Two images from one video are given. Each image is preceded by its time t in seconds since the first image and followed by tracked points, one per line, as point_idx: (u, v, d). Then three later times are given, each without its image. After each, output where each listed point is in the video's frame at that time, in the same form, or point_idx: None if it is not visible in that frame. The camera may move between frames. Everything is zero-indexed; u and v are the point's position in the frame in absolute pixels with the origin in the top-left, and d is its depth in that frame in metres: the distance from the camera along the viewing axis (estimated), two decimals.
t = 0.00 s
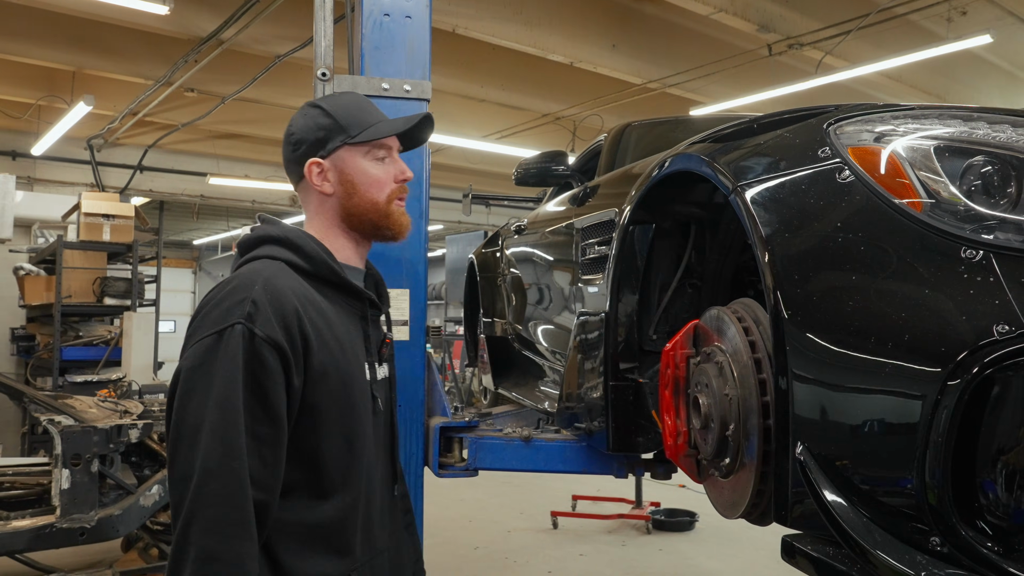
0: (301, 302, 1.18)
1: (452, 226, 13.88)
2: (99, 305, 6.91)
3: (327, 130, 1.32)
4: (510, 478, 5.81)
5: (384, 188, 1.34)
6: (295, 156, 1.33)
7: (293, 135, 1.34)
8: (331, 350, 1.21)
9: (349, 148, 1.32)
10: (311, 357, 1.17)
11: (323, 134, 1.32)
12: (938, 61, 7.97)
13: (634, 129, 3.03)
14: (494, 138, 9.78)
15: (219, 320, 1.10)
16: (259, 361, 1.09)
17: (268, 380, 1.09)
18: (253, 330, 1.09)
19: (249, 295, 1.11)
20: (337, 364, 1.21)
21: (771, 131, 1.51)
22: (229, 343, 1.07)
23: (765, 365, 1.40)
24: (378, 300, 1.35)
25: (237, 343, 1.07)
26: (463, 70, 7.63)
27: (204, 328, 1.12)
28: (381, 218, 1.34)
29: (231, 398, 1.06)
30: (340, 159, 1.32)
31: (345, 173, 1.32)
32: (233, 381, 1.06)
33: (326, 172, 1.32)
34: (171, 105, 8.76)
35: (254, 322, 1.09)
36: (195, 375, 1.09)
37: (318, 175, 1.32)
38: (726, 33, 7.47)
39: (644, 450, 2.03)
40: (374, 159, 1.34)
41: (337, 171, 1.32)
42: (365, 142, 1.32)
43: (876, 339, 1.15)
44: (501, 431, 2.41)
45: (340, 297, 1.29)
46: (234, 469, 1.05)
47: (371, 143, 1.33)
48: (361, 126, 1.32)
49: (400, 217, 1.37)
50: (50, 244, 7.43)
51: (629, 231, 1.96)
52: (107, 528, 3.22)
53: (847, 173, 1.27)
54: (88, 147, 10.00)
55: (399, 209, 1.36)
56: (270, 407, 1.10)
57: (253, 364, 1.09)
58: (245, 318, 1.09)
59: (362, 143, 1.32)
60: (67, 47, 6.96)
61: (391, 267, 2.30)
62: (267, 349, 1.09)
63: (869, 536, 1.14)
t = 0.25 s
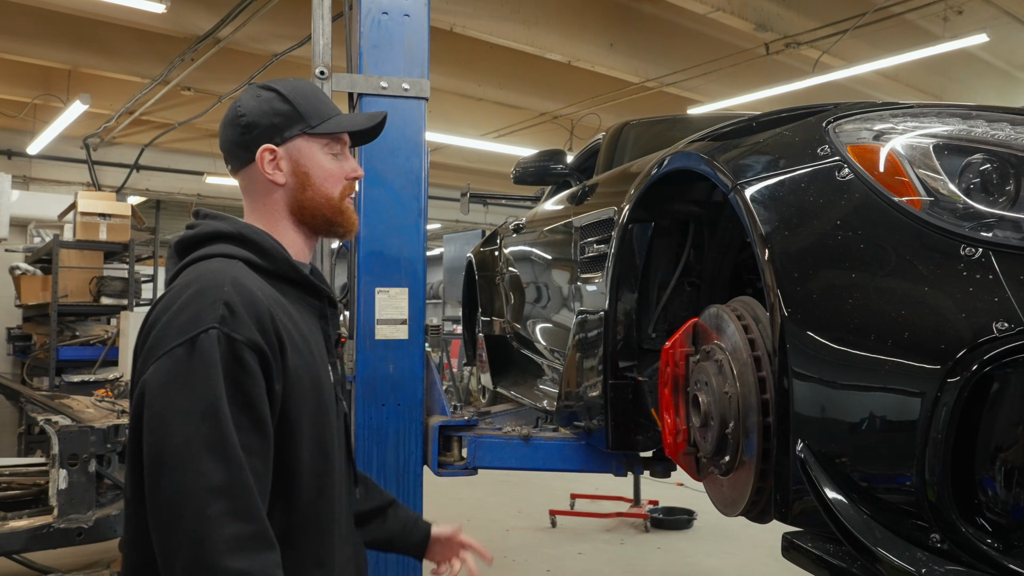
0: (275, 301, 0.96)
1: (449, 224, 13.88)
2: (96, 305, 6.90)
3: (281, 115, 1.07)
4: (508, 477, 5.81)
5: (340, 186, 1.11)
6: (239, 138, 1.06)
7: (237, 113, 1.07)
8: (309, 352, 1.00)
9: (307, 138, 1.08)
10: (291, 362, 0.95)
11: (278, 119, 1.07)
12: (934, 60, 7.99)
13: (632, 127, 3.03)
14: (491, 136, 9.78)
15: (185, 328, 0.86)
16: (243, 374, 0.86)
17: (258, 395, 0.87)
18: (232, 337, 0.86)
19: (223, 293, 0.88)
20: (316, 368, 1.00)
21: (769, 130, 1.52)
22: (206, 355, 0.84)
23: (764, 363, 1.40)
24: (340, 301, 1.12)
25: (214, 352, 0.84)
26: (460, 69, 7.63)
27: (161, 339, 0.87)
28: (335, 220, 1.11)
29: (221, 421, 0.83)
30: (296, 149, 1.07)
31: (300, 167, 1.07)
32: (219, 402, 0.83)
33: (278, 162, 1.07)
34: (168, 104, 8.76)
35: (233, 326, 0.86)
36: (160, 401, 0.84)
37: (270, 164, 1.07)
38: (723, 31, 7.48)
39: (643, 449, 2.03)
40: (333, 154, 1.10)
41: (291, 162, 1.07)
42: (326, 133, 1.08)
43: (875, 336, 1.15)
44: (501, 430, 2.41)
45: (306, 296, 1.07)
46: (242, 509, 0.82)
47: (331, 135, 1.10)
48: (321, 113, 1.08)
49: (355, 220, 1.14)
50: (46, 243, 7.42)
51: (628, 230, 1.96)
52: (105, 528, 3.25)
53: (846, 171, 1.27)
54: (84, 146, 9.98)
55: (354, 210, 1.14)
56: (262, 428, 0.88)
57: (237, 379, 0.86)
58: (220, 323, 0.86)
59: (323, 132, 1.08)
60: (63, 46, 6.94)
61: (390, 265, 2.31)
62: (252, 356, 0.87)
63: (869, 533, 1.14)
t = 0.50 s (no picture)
0: (251, 314, 0.96)
1: (458, 222, 13.89)
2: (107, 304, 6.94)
3: (277, 106, 1.07)
4: (518, 474, 5.82)
5: (324, 188, 1.14)
6: (228, 122, 1.05)
7: (227, 94, 1.06)
8: (283, 365, 1.01)
9: (302, 134, 1.09)
10: (271, 377, 0.96)
11: (274, 109, 1.07)
12: (945, 54, 7.94)
13: (642, 124, 3.03)
14: (499, 133, 9.77)
15: (163, 348, 0.85)
16: (228, 391, 0.86)
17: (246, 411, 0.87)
18: (217, 353, 0.86)
19: (201, 307, 0.87)
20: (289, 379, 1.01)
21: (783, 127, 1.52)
22: (189, 371, 0.83)
23: (780, 359, 1.40)
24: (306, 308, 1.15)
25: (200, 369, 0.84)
26: (468, 67, 7.63)
27: (138, 362, 0.86)
28: (318, 222, 1.14)
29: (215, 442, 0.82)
30: (288, 145, 1.08)
31: (291, 161, 1.08)
32: (208, 420, 0.82)
33: (266, 154, 1.07)
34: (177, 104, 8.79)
35: (217, 341, 0.86)
36: (142, 422, 0.83)
37: (257, 154, 1.07)
38: (732, 27, 7.45)
39: (656, 446, 2.03)
40: (322, 156, 1.13)
41: (281, 158, 1.08)
42: (321, 133, 1.10)
43: (893, 334, 1.15)
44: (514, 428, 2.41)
45: (273, 306, 1.09)
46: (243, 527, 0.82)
47: (323, 137, 1.12)
48: (318, 113, 1.10)
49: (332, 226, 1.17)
50: (58, 243, 7.47)
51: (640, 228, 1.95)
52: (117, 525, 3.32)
53: (862, 168, 1.27)
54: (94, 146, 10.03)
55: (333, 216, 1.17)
56: (254, 444, 0.88)
57: (223, 395, 0.86)
58: (203, 339, 0.86)
59: (317, 132, 1.10)
60: (73, 47, 6.98)
61: (402, 264, 2.32)
62: (237, 372, 0.87)
63: (888, 530, 1.14)
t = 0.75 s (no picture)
0: (283, 320, 0.94)
1: (490, 222, 13.93)
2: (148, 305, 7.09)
3: (289, 94, 1.05)
4: (552, 474, 5.82)
5: (335, 177, 1.13)
6: (241, 114, 1.03)
7: (234, 83, 1.03)
8: (315, 373, 0.99)
9: (314, 123, 1.08)
10: (304, 386, 0.94)
11: (286, 98, 1.05)
12: (988, 48, 7.75)
13: (677, 123, 3.02)
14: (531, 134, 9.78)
15: (199, 361, 0.82)
16: (268, 407, 0.84)
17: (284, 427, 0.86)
18: (255, 368, 0.84)
19: (239, 317, 0.85)
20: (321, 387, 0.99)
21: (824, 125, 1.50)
22: (230, 388, 0.81)
23: (821, 360, 1.38)
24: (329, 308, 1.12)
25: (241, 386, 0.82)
26: (501, 67, 7.65)
27: (170, 376, 0.82)
28: (331, 213, 1.13)
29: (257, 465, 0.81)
30: (301, 136, 1.06)
31: (303, 152, 1.07)
32: (250, 440, 0.81)
33: (279, 147, 1.05)
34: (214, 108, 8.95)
35: (255, 354, 0.84)
36: (179, 439, 0.80)
37: (271, 147, 1.05)
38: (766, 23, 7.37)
39: (694, 447, 2.02)
40: (334, 144, 1.11)
41: (294, 148, 1.06)
42: (334, 121, 1.09)
43: (940, 334, 1.14)
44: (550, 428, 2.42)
45: (300, 305, 1.05)
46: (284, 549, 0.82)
47: (335, 125, 1.11)
48: (329, 100, 1.09)
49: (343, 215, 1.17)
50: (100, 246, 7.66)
51: (678, 228, 1.94)
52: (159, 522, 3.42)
53: (906, 166, 1.25)
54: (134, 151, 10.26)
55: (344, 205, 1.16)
56: (290, 461, 0.87)
57: (263, 411, 0.84)
58: (243, 353, 0.84)
59: (329, 119, 1.09)
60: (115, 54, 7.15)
61: (438, 265, 2.34)
62: (275, 387, 0.86)
63: (936, 533, 1.13)
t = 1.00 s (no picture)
0: (314, 337, 0.97)
1: (514, 227, 13.94)
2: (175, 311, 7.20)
3: (313, 104, 1.07)
4: (576, 479, 5.80)
5: (357, 181, 1.15)
6: (267, 126, 1.05)
7: (259, 96, 1.04)
8: (344, 385, 1.01)
9: (337, 130, 1.10)
10: (334, 402, 0.97)
11: (310, 108, 1.06)
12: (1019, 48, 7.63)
13: (702, 127, 3.01)
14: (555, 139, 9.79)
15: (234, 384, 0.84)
16: (300, 429, 0.87)
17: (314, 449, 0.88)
18: (289, 391, 0.86)
19: (273, 340, 0.87)
20: (350, 400, 1.02)
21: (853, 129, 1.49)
22: (265, 414, 0.84)
23: (851, 366, 1.37)
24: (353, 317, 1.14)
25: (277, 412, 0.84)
26: (524, 73, 7.68)
27: (203, 398, 0.84)
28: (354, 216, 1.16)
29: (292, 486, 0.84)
30: (326, 144, 1.09)
31: (328, 160, 1.09)
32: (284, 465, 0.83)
33: (304, 157, 1.07)
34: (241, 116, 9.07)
35: (288, 379, 0.87)
36: (212, 461, 0.82)
37: (297, 157, 1.07)
38: (791, 25, 7.32)
39: (722, 452, 2.01)
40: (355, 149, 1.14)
41: (319, 157, 1.08)
42: (355, 126, 1.12)
43: (972, 340, 1.12)
44: (576, 433, 2.42)
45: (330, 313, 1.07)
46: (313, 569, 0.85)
47: (355, 131, 1.13)
48: (350, 106, 1.11)
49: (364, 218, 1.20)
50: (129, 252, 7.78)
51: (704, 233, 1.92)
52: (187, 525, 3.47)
53: (937, 170, 1.24)
54: (163, 158, 10.41)
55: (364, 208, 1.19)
56: (317, 480, 0.90)
57: (295, 433, 0.87)
58: (277, 377, 0.86)
59: (350, 125, 1.11)
60: (144, 63, 7.27)
61: (464, 271, 2.35)
62: (307, 410, 0.88)
63: (969, 543, 1.11)
